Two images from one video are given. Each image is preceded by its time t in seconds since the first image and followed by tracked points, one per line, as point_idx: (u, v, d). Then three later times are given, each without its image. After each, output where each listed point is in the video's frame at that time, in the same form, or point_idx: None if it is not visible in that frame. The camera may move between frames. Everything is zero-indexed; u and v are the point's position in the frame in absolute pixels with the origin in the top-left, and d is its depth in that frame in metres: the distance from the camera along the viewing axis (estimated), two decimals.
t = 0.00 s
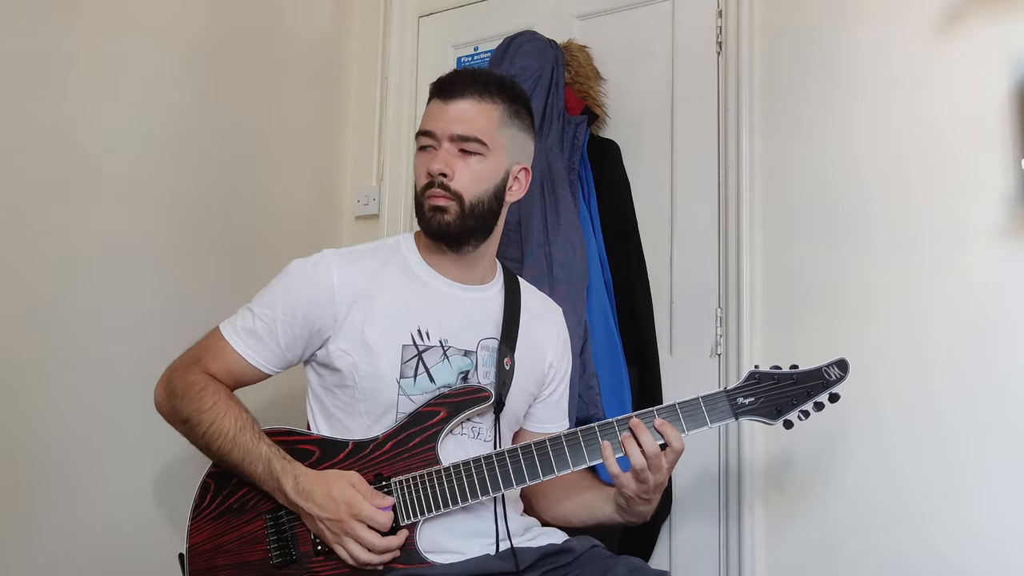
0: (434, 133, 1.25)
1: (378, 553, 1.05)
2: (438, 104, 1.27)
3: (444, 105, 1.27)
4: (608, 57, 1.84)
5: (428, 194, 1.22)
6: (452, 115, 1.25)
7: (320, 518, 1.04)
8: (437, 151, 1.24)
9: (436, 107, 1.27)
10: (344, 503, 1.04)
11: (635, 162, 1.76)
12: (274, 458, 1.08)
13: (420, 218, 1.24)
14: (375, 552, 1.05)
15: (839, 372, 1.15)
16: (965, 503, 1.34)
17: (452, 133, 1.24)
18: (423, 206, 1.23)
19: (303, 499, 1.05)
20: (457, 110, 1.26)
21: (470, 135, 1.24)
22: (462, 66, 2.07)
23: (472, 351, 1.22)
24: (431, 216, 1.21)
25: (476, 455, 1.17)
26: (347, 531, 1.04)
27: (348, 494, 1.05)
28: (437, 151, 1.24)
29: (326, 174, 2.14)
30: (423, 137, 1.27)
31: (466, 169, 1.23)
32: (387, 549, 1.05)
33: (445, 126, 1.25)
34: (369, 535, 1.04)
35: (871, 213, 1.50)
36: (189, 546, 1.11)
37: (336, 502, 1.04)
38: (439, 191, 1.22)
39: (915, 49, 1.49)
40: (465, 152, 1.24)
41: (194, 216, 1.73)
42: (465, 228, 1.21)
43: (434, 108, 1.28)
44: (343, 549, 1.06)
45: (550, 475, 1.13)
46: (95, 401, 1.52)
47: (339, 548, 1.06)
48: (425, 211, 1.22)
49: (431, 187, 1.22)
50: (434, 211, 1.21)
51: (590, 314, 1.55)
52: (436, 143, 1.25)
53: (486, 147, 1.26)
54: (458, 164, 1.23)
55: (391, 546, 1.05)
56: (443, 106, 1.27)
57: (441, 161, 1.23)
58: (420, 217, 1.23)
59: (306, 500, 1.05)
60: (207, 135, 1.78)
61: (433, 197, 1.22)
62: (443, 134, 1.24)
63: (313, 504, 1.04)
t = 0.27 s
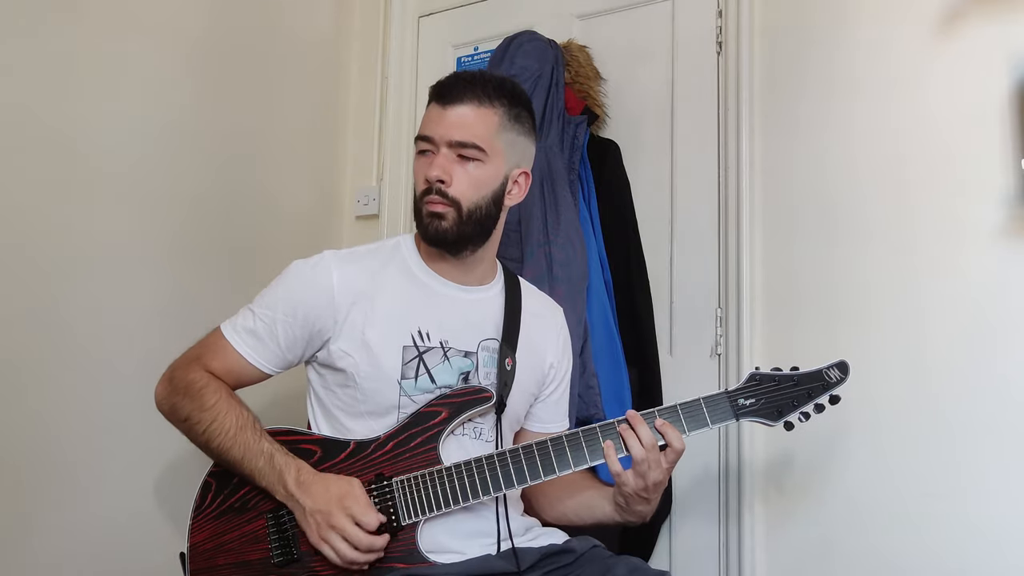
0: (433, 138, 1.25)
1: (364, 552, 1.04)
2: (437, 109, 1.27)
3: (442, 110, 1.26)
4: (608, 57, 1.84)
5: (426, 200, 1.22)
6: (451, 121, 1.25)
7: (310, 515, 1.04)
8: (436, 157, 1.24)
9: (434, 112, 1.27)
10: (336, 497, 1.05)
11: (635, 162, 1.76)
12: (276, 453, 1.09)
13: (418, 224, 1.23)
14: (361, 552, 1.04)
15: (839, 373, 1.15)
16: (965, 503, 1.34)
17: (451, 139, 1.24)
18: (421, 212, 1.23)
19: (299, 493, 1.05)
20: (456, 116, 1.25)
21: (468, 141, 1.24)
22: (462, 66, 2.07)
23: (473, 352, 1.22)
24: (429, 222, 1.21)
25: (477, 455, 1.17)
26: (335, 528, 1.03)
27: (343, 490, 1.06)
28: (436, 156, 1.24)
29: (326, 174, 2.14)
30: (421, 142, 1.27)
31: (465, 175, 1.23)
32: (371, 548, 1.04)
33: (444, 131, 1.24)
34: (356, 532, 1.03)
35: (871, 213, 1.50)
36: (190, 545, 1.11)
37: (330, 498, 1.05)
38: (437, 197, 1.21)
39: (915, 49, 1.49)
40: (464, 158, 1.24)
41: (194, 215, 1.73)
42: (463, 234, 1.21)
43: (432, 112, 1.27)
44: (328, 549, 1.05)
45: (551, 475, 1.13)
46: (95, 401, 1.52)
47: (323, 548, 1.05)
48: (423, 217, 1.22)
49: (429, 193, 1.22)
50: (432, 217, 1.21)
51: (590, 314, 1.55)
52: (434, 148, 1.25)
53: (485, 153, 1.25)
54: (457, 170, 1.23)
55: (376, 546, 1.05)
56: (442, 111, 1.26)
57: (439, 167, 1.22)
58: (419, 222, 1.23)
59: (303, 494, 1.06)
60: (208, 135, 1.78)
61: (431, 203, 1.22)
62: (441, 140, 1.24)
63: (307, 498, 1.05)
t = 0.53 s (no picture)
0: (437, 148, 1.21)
1: (375, 549, 1.06)
2: (441, 118, 1.23)
3: (448, 120, 1.23)
4: (608, 57, 1.84)
5: (430, 211, 1.20)
6: (457, 132, 1.22)
7: (315, 516, 1.05)
8: (442, 169, 1.21)
9: (438, 121, 1.23)
10: (341, 500, 1.05)
11: (635, 162, 1.76)
12: (272, 454, 1.08)
13: (422, 234, 1.22)
14: (375, 549, 1.06)
15: (838, 373, 1.15)
16: (965, 503, 1.34)
17: (456, 150, 1.21)
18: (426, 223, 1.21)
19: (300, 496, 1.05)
20: (462, 128, 1.22)
21: (474, 154, 1.21)
22: (462, 66, 2.08)
23: (474, 353, 1.22)
24: (434, 235, 1.20)
25: (477, 454, 1.17)
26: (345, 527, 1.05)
27: (343, 492, 1.06)
28: (441, 168, 1.21)
29: (326, 174, 2.14)
30: (425, 151, 1.23)
31: (470, 188, 1.21)
32: (386, 545, 1.06)
33: (448, 142, 1.21)
34: (367, 531, 1.04)
35: (872, 213, 1.50)
36: (190, 545, 1.11)
37: (332, 500, 1.05)
38: (442, 210, 1.20)
39: (915, 49, 1.49)
40: (469, 171, 1.22)
41: (194, 215, 1.73)
42: (468, 247, 1.20)
43: (437, 121, 1.23)
44: (341, 546, 1.06)
45: (551, 475, 1.13)
46: (95, 401, 1.52)
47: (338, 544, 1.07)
48: (426, 229, 1.21)
49: (433, 205, 1.20)
50: (437, 230, 1.20)
51: (590, 314, 1.55)
52: (439, 159, 1.22)
53: (490, 165, 1.23)
54: (463, 183, 1.21)
55: (390, 543, 1.06)
56: (446, 121, 1.23)
57: (444, 180, 1.20)
58: (422, 233, 1.22)
59: (304, 495, 1.06)
60: (208, 135, 1.78)
61: (435, 215, 1.20)
62: (446, 152, 1.21)
63: (311, 500, 1.05)
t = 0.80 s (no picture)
0: (462, 170, 1.16)
1: (371, 553, 1.05)
2: (464, 138, 1.16)
3: (473, 142, 1.16)
4: (608, 57, 1.84)
5: (456, 233, 1.17)
6: (484, 155, 1.16)
7: (315, 516, 1.05)
8: (469, 192, 1.16)
9: (462, 143, 1.16)
10: (342, 501, 1.05)
11: (635, 162, 1.76)
12: (276, 452, 1.09)
13: (445, 254, 1.19)
14: (369, 552, 1.05)
15: (840, 380, 1.15)
16: (965, 503, 1.34)
17: (484, 173, 1.16)
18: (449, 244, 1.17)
19: (303, 495, 1.06)
20: (489, 150, 1.16)
21: (502, 175, 1.17)
22: (462, 66, 2.07)
23: (476, 352, 1.22)
24: (461, 256, 1.17)
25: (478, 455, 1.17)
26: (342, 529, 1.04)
27: (347, 494, 1.06)
28: (468, 190, 1.16)
29: (325, 174, 2.14)
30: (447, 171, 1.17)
31: (497, 208, 1.18)
32: (380, 550, 1.05)
33: (474, 164, 1.15)
34: (363, 534, 1.04)
35: (872, 213, 1.50)
36: (189, 543, 1.11)
37: (334, 502, 1.05)
38: (470, 232, 1.17)
39: (916, 49, 1.49)
40: (496, 192, 1.18)
41: (194, 215, 1.73)
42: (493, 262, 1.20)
43: (459, 142, 1.16)
44: (336, 549, 1.06)
45: (552, 475, 1.14)
46: (94, 402, 1.52)
47: (332, 548, 1.06)
48: (450, 250, 1.18)
49: (461, 228, 1.16)
50: (465, 251, 1.17)
51: (591, 314, 1.55)
52: (464, 182, 1.16)
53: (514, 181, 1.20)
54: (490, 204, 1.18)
55: (385, 547, 1.05)
56: (470, 141, 1.16)
57: (474, 206, 1.16)
58: (445, 253, 1.19)
59: (306, 493, 1.06)
60: (207, 135, 1.78)
61: (462, 238, 1.17)
62: (473, 176, 1.15)
63: (312, 499, 1.05)
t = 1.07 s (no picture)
0: (525, 193, 1.16)
1: (381, 534, 1.06)
2: (531, 162, 1.16)
3: (542, 166, 1.17)
4: (608, 57, 1.84)
5: (515, 253, 1.19)
6: (551, 177, 1.18)
7: (320, 504, 1.05)
8: (532, 214, 1.17)
9: (532, 166, 1.16)
10: (344, 484, 1.06)
11: (635, 162, 1.76)
12: (276, 447, 1.09)
13: (497, 273, 1.20)
14: (380, 534, 1.06)
15: (840, 377, 1.14)
16: (966, 503, 1.34)
17: (547, 194, 1.18)
18: (504, 263, 1.19)
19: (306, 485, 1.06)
20: (553, 172, 1.19)
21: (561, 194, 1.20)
22: (462, 66, 2.08)
23: (476, 353, 1.22)
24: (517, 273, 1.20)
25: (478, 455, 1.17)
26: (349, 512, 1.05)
27: (349, 477, 1.07)
28: (530, 212, 1.18)
29: (326, 174, 2.14)
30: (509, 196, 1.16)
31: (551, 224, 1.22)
32: (390, 528, 1.06)
33: (539, 188, 1.16)
34: (371, 514, 1.05)
35: (872, 212, 1.50)
36: (190, 544, 1.11)
37: (337, 487, 1.06)
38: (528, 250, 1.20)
39: (915, 49, 1.49)
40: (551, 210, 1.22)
41: (194, 216, 1.73)
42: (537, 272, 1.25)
43: (528, 166, 1.16)
44: (347, 534, 1.06)
45: (552, 475, 1.13)
46: (94, 401, 1.52)
47: (343, 532, 1.06)
48: (507, 269, 1.19)
49: (520, 248, 1.18)
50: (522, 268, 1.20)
51: (590, 314, 1.55)
52: (528, 204, 1.17)
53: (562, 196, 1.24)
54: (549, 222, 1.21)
55: (395, 526, 1.06)
56: (537, 165, 1.16)
57: (540, 227, 1.18)
58: (499, 271, 1.20)
59: (308, 484, 1.06)
60: (207, 135, 1.78)
61: (519, 256, 1.19)
62: (539, 198, 1.17)
63: (315, 488, 1.06)
